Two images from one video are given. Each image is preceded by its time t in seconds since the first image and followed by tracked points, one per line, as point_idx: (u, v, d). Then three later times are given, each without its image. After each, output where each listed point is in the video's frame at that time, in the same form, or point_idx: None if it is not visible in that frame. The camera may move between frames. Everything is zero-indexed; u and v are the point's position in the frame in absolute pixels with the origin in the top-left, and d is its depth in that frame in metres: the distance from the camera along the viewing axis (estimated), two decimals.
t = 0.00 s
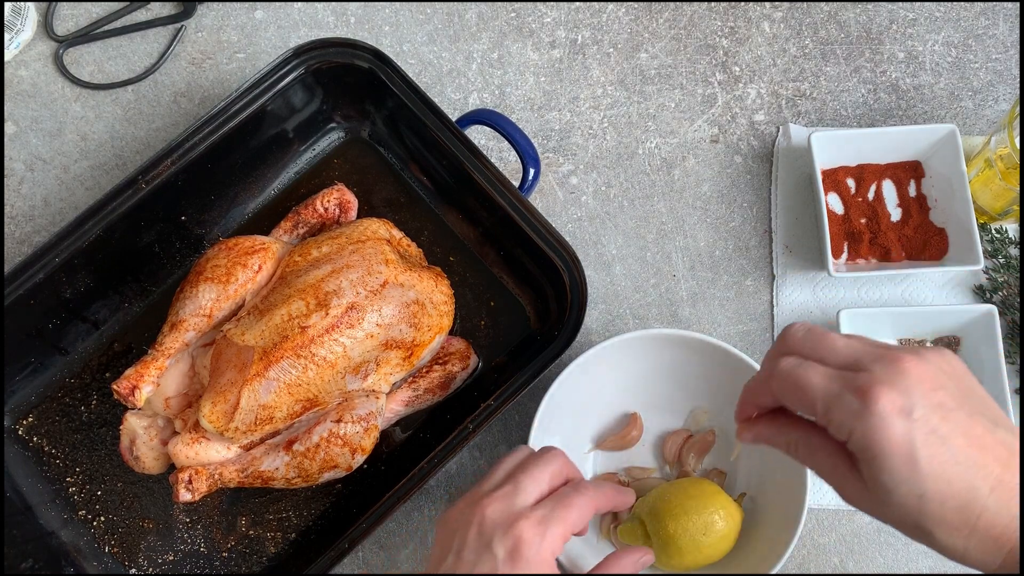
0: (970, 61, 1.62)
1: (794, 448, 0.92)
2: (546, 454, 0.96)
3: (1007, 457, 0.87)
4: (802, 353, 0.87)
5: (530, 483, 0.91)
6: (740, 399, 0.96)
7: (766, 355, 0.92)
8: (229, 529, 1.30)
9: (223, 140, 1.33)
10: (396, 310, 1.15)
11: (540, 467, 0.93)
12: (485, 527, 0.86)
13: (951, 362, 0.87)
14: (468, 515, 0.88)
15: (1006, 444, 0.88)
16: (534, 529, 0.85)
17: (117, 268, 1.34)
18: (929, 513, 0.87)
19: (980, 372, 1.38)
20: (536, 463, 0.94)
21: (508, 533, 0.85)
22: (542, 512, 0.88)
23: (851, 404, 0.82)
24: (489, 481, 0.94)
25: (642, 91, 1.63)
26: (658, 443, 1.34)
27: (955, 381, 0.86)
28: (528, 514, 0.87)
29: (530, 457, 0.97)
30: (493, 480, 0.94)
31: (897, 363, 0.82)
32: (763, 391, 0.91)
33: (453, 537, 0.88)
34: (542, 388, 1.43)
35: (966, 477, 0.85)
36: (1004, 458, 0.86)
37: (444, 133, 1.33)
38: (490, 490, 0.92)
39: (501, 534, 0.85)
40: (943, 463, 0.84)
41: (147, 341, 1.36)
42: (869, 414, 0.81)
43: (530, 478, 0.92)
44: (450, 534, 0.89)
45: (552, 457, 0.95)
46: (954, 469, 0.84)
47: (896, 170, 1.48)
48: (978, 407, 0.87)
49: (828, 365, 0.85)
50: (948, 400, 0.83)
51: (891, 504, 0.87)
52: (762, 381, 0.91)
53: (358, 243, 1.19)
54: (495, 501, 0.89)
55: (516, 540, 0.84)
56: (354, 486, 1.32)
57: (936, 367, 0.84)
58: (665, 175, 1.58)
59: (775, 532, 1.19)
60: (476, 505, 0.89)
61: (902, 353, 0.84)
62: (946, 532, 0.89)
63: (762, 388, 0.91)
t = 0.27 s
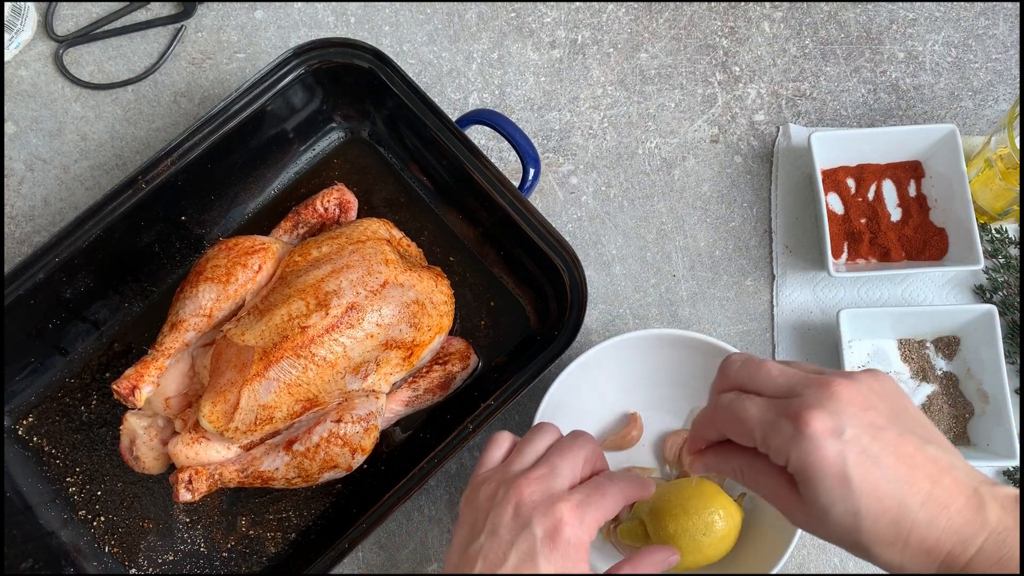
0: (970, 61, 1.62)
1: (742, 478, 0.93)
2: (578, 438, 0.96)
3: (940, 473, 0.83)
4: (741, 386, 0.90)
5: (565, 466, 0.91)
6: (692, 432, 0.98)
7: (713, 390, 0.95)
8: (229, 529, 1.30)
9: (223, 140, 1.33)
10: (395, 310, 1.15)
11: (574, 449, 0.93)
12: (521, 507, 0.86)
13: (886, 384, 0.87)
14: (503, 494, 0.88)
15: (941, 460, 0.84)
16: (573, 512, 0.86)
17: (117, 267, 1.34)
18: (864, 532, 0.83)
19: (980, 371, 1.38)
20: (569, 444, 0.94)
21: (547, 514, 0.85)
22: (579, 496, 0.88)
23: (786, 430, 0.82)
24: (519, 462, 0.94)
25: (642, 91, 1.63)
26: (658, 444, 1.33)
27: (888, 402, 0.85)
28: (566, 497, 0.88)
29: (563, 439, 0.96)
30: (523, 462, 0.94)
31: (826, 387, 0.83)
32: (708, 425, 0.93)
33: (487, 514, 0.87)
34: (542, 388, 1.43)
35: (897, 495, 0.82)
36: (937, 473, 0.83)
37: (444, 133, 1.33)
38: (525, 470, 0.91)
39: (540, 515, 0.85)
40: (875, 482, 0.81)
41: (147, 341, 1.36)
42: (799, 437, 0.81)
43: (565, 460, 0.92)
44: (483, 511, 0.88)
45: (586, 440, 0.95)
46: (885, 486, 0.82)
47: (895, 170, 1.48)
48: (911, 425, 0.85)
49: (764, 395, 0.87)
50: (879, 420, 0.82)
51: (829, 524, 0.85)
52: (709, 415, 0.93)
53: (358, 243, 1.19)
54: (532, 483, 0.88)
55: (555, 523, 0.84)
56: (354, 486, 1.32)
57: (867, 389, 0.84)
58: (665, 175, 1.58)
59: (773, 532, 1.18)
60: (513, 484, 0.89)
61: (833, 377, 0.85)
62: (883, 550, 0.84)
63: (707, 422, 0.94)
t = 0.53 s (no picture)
0: (970, 61, 1.62)
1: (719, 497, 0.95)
2: (586, 438, 0.97)
3: (901, 485, 0.85)
4: (712, 411, 0.92)
5: (573, 466, 0.92)
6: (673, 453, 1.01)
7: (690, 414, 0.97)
8: (229, 529, 1.30)
9: (223, 140, 1.33)
10: (395, 310, 1.15)
11: (582, 448, 0.95)
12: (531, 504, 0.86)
13: (849, 401, 0.89)
14: (513, 492, 0.88)
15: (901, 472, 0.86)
16: (583, 509, 0.86)
17: (117, 268, 1.34)
18: (831, 547, 0.85)
19: (979, 371, 1.38)
20: (576, 443, 0.95)
21: (558, 511, 0.84)
22: (588, 494, 0.88)
23: (752, 454, 0.85)
24: (527, 461, 0.94)
25: (642, 91, 1.63)
26: (658, 444, 1.33)
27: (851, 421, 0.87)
28: (576, 494, 0.88)
29: (569, 438, 0.97)
30: (531, 461, 0.94)
31: (791, 411, 0.86)
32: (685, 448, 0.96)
33: (496, 511, 0.87)
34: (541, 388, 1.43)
35: (860, 510, 0.84)
36: (897, 486, 0.85)
37: (444, 133, 1.33)
38: (532, 469, 0.92)
39: (550, 511, 0.85)
40: (839, 499, 0.83)
41: (147, 341, 1.36)
42: (766, 460, 0.84)
43: (573, 459, 0.93)
44: (492, 508, 0.88)
45: (591, 441, 0.97)
46: (848, 502, 0.84)
47: (896, 170, 1.48)
48: (873, 440, 0.87)
49: (733, 420, 0.89)
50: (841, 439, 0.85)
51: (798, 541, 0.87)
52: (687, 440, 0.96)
53: (358, 243, 1.19)
54: (541, 480, 0.89)
55: (565, 519, 0.84)
56: (354, 486, 1.32)
57: (830, 409, 0.87)
58: (665, 175, 1.58)
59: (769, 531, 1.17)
60: (522, 481, 0.89)
61: (798, 400, 0.87)
62: (850, 562, 0.86)
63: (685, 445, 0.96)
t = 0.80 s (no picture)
0: (970, 61, 1.62)
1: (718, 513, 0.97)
2: (584, 443, 0.98)
3: (891, 496, 0.85)
4: (703, 430, 0.94)
5: (572, 469, 0.92)
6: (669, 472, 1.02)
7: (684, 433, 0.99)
8: (229, 529, 1.30)
9: (223, 139, 1.33)
10: (395, 310, 1.15)
11: (580, 453, 0.95)
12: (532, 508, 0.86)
13: (839, 415, 0.90)
14: (512, 496, 0.88)
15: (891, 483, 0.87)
16: (582, 512, 0.86)
17: (117, 267, 1.34)
18: (824, 559, 0.86)
19: (979, 371, 1.38)
20: (573, 447, 0.96)
21: (558, 514, 0.85)
22: (588, 497, 0.89)
23: (744, 472, 0.86)
24: (525, 466, 0.94)
25: (642, 91, 1.63)
26: (658, 444, 1.33)
27: (842, 434, 0.88)
28: (575, 498, 0.88)
29: (567, 443, 0.98)
30: (530, 466, 0.95)
31: (780, 428, 0.87)
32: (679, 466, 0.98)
33: (496, 516, 0.87)
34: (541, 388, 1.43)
35: (852, 522, 0.84)
36: (888, 496, 0.85)
37: (444, 133, 1.33)
38: (531, 474, 0.92)
39: (550, 514, 0.84)
40: (830, 511, 0.84)
41: (147, 341, 1.36)
42: (756, 477, 0.85)
43: (571, 463, 0.93)
44: (491, 513, 0.87)
45: (589, 445, 0.97)
46: (839, 514, 0.84)
47: (896, 170, 1.48)
48: (863, 451, 0.88)
49: (724, 437, 0.90)
50: (832, 452, 0.86)
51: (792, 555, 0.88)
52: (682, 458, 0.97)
53: (358, 243, 1.19)
54: (540, 484, 0.89)
55: (565, 522, 0.84)
56: (354, 486, 1.32)
57: (819, 423, 0.88)
58: (665, 175, 1.58)
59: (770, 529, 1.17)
60: (522, 486, 0.89)
61: (788, 416, 0.88)
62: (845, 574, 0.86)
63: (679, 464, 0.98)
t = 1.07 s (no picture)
0: (970, 61, 1.62)
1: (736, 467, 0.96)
2: (583, 445, 0.98)
3: (922, 464, 0.86)
4: (729, 381, 0.93)
5: (571, 472, 0.92)
6: (687, 422, 1.01)
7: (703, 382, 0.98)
8: (229, 529, 1.30)
9: (223, 140, 1.33)
10: (395, 310, 1.15)
11: (579, 455, 0.95)
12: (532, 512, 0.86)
13: (872, 379, 0.90)
14: (511, 501, 0.88)
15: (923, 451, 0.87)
16: (582, 515, 0.86)
17: (117, 267, 1.34)
18: (848, 521, 0.86)
19: (980, 371, 1.38)
20: (572, 450, 0.96)
21: (557, 518, 0.85)
22: (588, 500, 0.89)
23: (772, 427, 0.85)
24: (524, 470, 0.94)
25: (641, 91, 1.63)
26: (658, 444, 1.33)
27: (873, 398, 0.88)
28: (575, 501, 0.88)
29: (567, 446, 0.98)
30: (529, 470, 0.94)
31: (811, 385, 0.86)
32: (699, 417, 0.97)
33: (496, 522, 0.87)
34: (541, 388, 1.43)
35: (880, 485, 0.84)
36: (920, 464, 0.86)
37: (444, 132, 1.33)
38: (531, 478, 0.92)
39: (549, 519, 0.85)
40: (860, 476, 0.84)
41: (147, 341, 1.36)
42: (784, 434, 0.84)
43: (570, 466, 0.93)
44: (491, 520, 0.87)
45: (588, 447, 0.97)
46: (868, 478, 0.84)
47: (895, 170, 1.48)
48: (895, 418, 0.88)
49: (752, 391, 0.89)
50: (863, 415, 0.85)
51: (816, 514, 0.88)
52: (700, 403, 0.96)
53: (358, 243, 1.19)
54: (540, 488, 0.89)
55: (565, 526, 0.84)
56: (354, 486, 1.32)
57: (852, 385, 0.87)
58: (665, 175, 1.58)
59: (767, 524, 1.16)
60: (521, 490, 0.89)
61: (819, 375, 0.88)
62: (869, 538, 0.87)
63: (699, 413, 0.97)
